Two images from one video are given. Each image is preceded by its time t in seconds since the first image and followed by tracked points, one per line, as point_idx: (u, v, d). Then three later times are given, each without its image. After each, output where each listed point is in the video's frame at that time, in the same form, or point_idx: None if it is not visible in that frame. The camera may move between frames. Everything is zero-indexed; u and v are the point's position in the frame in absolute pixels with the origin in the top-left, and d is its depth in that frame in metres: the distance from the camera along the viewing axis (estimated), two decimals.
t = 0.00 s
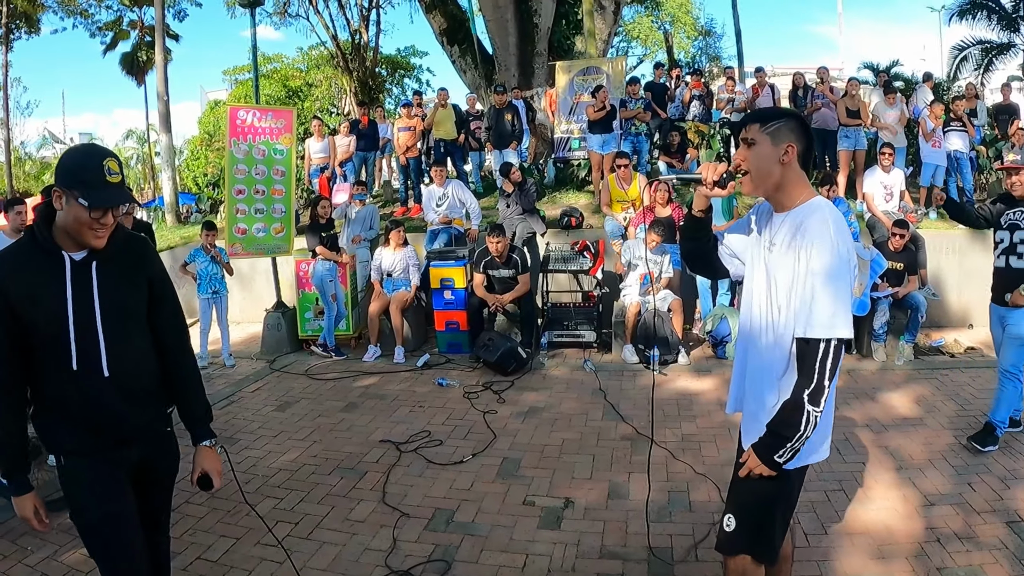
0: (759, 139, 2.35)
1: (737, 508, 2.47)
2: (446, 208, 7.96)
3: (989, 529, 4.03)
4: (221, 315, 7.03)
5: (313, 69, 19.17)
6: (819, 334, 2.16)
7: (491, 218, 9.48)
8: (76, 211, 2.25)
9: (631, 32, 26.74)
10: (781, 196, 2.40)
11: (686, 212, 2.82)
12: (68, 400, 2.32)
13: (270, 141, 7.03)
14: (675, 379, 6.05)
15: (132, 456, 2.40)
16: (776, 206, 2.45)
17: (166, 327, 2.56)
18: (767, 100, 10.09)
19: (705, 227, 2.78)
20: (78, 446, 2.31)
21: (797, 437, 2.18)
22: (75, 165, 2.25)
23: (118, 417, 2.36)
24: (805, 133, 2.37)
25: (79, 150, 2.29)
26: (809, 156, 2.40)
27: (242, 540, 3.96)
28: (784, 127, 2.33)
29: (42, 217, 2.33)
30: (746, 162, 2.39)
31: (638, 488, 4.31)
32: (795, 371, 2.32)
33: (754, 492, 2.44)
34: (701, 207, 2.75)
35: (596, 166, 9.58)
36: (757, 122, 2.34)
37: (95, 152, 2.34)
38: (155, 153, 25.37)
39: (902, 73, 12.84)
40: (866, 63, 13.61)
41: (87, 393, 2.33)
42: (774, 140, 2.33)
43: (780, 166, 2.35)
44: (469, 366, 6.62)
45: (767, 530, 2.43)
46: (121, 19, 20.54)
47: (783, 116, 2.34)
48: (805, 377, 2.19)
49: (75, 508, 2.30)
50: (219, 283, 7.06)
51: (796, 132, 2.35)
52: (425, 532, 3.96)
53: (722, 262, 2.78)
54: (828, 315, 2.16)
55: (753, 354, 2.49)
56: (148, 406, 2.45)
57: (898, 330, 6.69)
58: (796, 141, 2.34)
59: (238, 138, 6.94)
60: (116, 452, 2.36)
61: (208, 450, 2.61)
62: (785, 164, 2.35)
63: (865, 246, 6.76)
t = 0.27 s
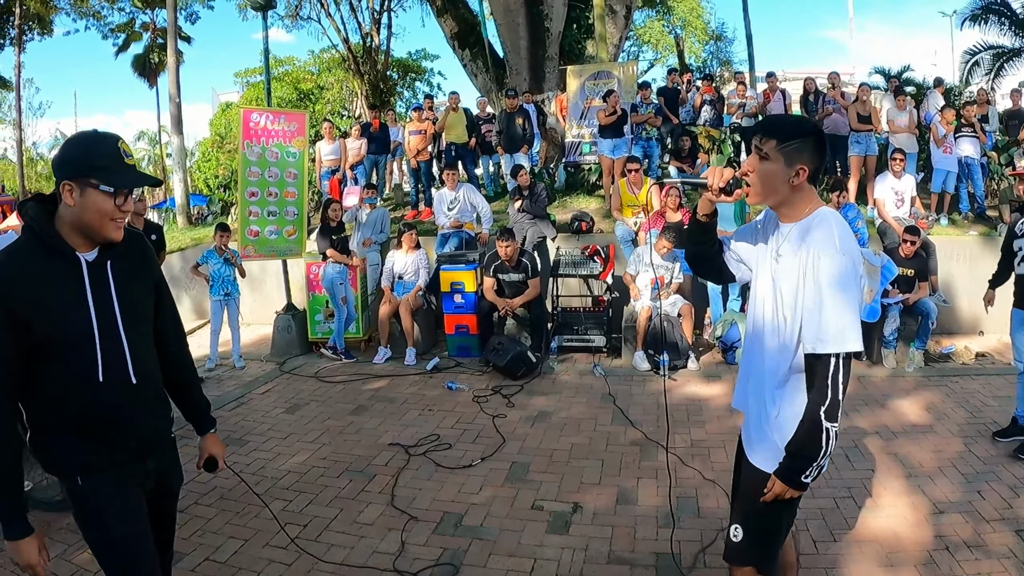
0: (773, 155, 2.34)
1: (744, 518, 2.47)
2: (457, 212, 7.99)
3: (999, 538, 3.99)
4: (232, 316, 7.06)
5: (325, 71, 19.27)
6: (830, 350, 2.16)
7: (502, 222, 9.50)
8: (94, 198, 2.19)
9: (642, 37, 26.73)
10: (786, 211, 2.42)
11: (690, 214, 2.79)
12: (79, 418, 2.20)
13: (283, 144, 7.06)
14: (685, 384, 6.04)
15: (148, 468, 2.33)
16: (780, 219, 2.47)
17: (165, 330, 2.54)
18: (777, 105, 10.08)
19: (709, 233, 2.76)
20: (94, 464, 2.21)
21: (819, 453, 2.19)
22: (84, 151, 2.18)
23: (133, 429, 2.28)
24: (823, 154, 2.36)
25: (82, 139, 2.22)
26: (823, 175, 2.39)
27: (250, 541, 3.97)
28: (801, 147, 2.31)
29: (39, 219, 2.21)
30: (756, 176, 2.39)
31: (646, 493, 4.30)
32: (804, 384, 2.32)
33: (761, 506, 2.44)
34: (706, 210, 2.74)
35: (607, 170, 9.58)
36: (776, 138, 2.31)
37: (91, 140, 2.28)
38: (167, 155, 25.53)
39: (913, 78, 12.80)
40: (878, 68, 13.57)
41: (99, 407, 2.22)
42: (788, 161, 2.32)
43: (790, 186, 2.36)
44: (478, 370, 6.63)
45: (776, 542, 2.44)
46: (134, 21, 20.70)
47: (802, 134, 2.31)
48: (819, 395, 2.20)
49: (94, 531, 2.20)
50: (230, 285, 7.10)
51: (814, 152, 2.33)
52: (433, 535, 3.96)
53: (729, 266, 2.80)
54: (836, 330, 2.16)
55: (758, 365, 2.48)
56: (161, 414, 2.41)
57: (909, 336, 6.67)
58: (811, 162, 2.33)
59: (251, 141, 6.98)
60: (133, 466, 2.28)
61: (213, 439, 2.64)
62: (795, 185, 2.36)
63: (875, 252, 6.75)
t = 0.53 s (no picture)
0: (764, 152, 2.35)
1: (745, 525, 2.47)
2: (465, 214, 8.01)
3: (1005, 544, 3.97)
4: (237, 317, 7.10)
5: (333, 74, 19.33)
6: (830, 366, 2.13)
7: (509, 225, 9.51)
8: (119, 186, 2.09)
9: (650, 40, 26.73)
10: (787, 212, 2.39)
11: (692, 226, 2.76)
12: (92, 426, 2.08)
13: (290, 145, 7.09)
14: (691, 388, 6.03)
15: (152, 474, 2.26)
16: (782, 225, 2.44)
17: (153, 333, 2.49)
18: (785, 109, 10.08)
19: (712, 243, 2.72)
20: (112, 471, 2.12)
21: (804, 468, 2.18)
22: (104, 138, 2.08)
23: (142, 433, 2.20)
24: (813, 148, 2.36)
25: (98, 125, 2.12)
26: (818, 172, 2.38)
27: (256, 542, 3.98)
28: (790, 140, 2.33)
29: (52, 212, 2.08)
30: (751, 175, 2.38)
31: (652, 497, 4.29)
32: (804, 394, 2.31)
33: (762, 514, 2.43)
34: (710, 222, 2.68)
35: (614, 173, 9.59)
36: (765, 135, 2.35)
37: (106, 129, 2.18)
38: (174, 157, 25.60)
39: (922, 82, 12.77)
40: (886, 72, 13.54)
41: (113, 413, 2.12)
42: (779, 154, 2.33)
43: (784, 180, 2.34)
44: (485, 372, 6.64)
45: (778, 550, 2.44)
46: (143, 23, 20.77)
47: (790, 129, 2.35)
48: (815, 409, 2.17)
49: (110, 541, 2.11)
50: (236, 286, 7.14)
51: (803, 146, 2.34)
52: (439, 537, 3.96)
53: (732, 276, 2.81)
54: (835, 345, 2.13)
55: (760, 373, 2.49)
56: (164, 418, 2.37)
57: (916, 341, 6.65)
58: (802, 155, 2.34)
59: (258, 143, 7.01)
60: (143, 471, 2.22)
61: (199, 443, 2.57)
62: (790, 178, 2.34)
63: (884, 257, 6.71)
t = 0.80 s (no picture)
0: (776, 169, 2.33)
1: (748, 528, 2.47)
2: (470, 217, 8.02)
3: (1010, 549, 3.95)
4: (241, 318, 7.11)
5: (339, 76, 19.38)
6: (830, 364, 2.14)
7: (514, 228, 9.52)
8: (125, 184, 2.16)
9: (656, 43, 26.72)
10: (791, 223, 2.41)
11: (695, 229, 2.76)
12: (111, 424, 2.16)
13: (295, 148, 7.10)
14: (696, 391, 6.03)
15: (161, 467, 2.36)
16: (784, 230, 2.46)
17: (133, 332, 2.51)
18: (791, 112, 10.09)
19: (712, 248, 2.73)
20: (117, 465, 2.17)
21: (807, 467, 2.18)
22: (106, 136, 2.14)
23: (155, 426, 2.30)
24: (826, 166, 2.35)
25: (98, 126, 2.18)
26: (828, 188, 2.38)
27: (260, 543, 3.99)
28: (803, 160, 2.30)
29: (63, 209, 2.09)
30: (759, 186, 2.38)
31: (656, 500, 4.29)
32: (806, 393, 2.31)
33: (766, 517, 2.43)
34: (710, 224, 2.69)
35: (619, 176, 9.59)
36: (776, 151, 2.31)
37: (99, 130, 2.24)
38: (180, 158, 25.67)
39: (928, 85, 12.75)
40: (892, 76, 13.53)
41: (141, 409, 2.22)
42: (790, 174, 2.32)
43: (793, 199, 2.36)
44: (489, 375, 6.64)
45: (781, 554, 2.43)
46: (149, 24, 20.83)
47: (805, 147, 2.31)
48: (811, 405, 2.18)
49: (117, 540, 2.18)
50: (239, 287, 7.15)
51: (816, 166, 2.32)
52: (442, 540, 3.96)
53: (737, 279, 2.82)
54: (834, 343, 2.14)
55: (763, 373, 2.50)
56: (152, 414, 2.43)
57: (921, 345, 6.64)
58: (814, 176, 2.33)
59: (264, 145, 7.03)
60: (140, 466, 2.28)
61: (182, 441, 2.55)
62: (798, 199, 2.36)
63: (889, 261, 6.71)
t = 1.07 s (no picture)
0: (772, 160, 2.35)
1: (754, 531, 2.47)
2: (474, 217, 8.03)
3: (1013, 551, 3.95)
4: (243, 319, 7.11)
5: (343, 76, 19.41)
6: (838, 371, 2.14)
7: (518, 228, 9.53)
8: (84, 189, 2.20)
9: (660, 44, 26.70)
10: (796, 222, 2.38)
11: (700, 235, 2.77)
12: (112, 411, 2.25)
13: (300, 148, 7.12)
14: (699, 393, 6.03)
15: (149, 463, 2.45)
16: (791, 234, 2.43)
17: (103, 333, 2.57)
18: (794, 114, 10.09)
19: (719, 253, 2.74)
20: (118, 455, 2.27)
21: (811, 475, 2.18)
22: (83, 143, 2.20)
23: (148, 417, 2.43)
24: (821, 156, 2.35)
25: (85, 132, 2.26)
26: (826, 178, 2.37)
27: (263, 543, 3.99)
28: (797, 148, 2.31)
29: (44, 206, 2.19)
30: (759, 184, 2.38)
31: (659, 502, 4.29)
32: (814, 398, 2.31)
33: (772, 521, 2.42)
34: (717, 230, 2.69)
35: (623, 177, 9.60)
36: (771, 144, 2.34)
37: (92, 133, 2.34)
38: (184, 158, 25.72)
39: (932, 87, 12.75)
40: (896, 77, 13.52)
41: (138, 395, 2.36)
42: (787, 162, 2.32)
43: (792, 188, 2.34)
44: (493, 376, 6.64)
45: (786, 557, 2.43)
46: (153, 25, 20.86)
47: (798, 137, 2.33)
48: (820, 415, 2.19)
49: (110, 533, 2.22)
50: (241, 287, 7.15)
51: (811, 154, 2.33)
52: (445, 540, 3.96)
53: (740, 283, 2.81)
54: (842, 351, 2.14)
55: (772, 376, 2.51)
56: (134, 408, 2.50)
57: (925, 347, 6.64)
58: (811, 163, 2.32)
59: (268, 145, 7.04)
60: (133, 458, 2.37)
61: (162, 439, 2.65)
62: (797, 186, 2.33)
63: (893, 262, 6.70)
